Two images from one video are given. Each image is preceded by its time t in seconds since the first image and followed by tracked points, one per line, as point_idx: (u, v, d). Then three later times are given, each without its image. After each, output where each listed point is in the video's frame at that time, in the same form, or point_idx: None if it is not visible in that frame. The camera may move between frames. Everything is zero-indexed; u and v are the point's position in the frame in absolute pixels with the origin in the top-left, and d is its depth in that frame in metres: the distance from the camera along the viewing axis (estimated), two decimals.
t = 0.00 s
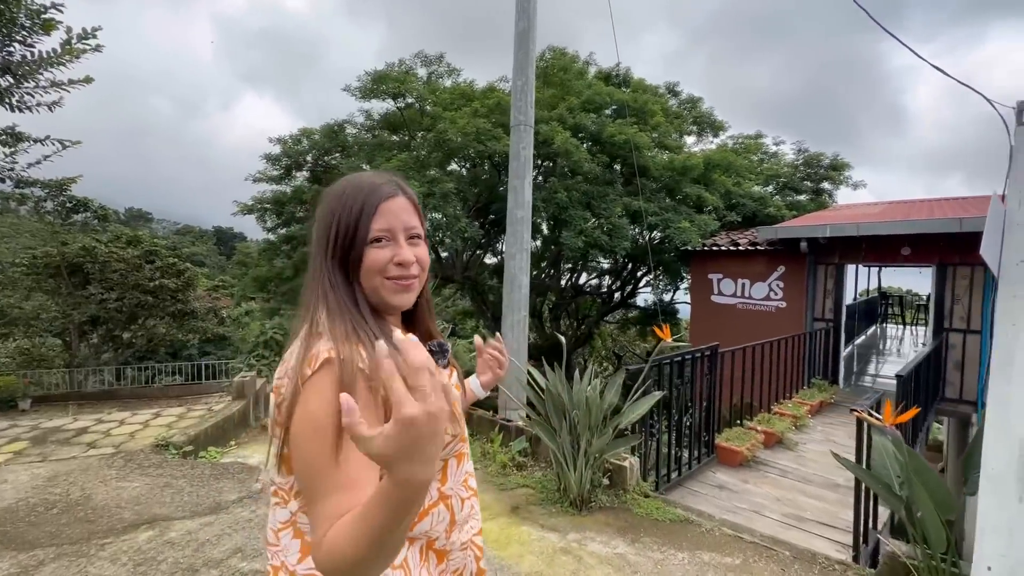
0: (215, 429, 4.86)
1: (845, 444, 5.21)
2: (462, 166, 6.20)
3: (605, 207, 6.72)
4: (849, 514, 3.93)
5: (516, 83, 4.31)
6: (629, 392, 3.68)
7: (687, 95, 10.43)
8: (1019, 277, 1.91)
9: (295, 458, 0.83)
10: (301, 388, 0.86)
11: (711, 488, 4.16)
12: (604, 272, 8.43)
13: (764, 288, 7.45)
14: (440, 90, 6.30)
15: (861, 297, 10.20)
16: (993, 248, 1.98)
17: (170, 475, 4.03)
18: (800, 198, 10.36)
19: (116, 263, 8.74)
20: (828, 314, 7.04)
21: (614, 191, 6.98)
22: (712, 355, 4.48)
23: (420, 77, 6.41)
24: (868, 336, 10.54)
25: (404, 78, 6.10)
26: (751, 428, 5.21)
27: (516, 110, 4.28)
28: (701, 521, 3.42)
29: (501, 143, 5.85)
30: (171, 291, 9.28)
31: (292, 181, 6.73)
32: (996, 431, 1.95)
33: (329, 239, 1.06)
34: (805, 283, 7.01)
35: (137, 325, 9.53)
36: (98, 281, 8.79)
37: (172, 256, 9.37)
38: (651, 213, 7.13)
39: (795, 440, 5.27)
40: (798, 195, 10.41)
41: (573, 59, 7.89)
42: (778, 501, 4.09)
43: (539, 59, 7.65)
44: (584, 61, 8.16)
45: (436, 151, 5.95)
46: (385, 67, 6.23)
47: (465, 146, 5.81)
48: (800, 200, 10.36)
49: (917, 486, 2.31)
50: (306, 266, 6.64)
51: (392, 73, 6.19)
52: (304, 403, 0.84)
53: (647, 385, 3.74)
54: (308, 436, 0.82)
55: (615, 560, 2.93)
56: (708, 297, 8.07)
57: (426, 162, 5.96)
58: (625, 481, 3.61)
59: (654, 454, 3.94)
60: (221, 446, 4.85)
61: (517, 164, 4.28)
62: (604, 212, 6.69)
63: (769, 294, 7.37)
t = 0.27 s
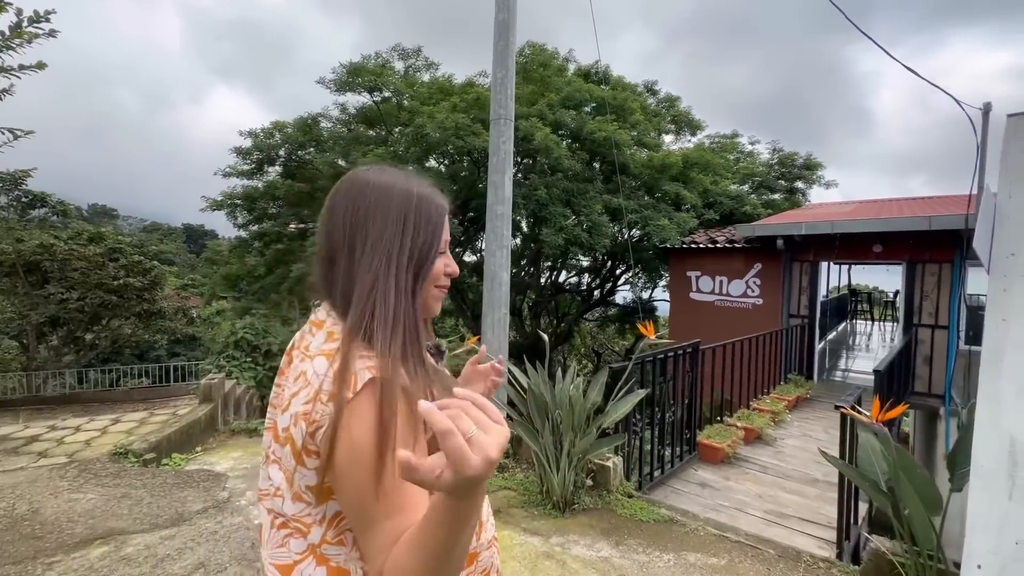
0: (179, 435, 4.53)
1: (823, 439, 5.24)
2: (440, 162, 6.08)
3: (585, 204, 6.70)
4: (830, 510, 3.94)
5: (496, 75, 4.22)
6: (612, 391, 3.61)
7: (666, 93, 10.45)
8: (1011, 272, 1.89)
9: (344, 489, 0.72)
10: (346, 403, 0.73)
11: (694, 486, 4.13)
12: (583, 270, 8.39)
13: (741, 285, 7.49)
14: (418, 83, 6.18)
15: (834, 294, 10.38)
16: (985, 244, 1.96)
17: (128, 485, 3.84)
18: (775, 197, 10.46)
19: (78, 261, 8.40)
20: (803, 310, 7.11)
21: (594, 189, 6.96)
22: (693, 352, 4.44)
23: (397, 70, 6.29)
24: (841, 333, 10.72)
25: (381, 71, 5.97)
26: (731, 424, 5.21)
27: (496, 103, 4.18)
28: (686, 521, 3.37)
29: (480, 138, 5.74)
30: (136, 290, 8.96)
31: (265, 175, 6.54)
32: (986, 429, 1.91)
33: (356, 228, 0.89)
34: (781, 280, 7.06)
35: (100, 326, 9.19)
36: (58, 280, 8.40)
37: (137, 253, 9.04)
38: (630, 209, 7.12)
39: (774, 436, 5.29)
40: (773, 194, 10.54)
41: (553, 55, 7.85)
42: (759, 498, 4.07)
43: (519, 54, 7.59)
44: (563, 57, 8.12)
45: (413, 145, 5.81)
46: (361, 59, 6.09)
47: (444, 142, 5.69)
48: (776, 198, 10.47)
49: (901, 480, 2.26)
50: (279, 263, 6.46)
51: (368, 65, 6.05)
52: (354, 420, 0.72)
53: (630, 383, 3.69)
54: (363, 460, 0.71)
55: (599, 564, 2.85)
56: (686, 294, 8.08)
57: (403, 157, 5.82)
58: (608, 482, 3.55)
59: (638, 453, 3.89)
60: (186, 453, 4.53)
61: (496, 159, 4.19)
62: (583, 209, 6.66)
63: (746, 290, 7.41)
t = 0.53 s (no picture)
0: (133, 446, 3.96)
1: (798, 436, 5.27)
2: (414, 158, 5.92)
3: (561, 202, 6.66)
4: (807, 507, 3.94)
5: (470, 67, 4.10)
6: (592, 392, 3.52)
7: (640, 92, 10.46)
8: (1006, 266, 1.87)
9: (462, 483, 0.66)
10: (432, 401, 0.66)
11: (673, 486, 4.07)
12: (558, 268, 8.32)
13: (715, 283, 7.51)
14: (391, 77, 6.02)
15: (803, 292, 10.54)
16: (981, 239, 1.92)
17: (70, 502, 3.29)
18: (746, 196, 10.55)
19: (27, 259, 7.97)
20: (775, 307, 7.16)
21: (571, 187, 6.97)
22: (671, 350, 4.40)
23: (369, 63, 6.12)
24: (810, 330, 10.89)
25: (352, 63, 5.80)
26: (708, 422, 5.19)
27: (472, 96, 4.05)
28: (668, 524, 3.30)
29: (454, 134, 5.60)
30: (91, 290, 8.55)
31: (228, 170, 6.28)
32: (978, 426, 1.95)
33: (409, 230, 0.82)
34: (753, 277, 7.11)
35: (52, 327, 8.74)
36: (5, 279, 7.97)
37: (93, 252, 8.63)
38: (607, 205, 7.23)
39: (750, 433, 5.29)
40: (745, 193, 10.65)
41: (527, 51, 7.77)
42: (738, 496, 4.04)
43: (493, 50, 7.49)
44: (538, 54, 8.05)
45: (386, 140, 5.65)
46: (331, 51, 5.91)
47: (418, 138, 5.54)
48: (747, 198, 10.57)
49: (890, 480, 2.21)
50: (244, 262, 6.23)
51: (338, 57, 5.88)
52: (441, 418, 0.66)
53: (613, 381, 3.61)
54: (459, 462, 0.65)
55: (582, 572, 2.75)
56: (661, 292, 8.07)
57: (376, 152, 5.64)
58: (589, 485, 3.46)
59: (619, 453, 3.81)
60: (138, 464, 3.99)
61: (472, 154, 4.04)
62: (560, 207, 6.59)
63: (720, 288, 7.44)
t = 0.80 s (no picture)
0: (65, 462, 3.51)
1: (765, 432, 5.31)
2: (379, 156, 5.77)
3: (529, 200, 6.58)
4: (778, 503, 3.94)
5: (438, 59, 3.95)
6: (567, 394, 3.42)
7: (607, 93, 10.49)
8: (987, 261, 1.64)
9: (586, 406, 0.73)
10: (531, 360, 0.74)
11: (647, 486, 4.01)
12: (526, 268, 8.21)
13: (682, 282, 7.55)
14: (354, 70, 5.82)
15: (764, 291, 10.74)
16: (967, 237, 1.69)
17: None
18: (710, 197, 10.70)
19: None
20: (739, 305, 7.22)
21: (538, 186, 6.90)
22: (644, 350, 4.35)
23: (331, 55, 5.91)
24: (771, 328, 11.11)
25: (313, 55, 5.58)
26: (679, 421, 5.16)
27: (440, 88, 3.88)
28: (645, 527, 3.22)
29: (421, 130, 5.42)
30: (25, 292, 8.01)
31: (179, 165, 5.96)
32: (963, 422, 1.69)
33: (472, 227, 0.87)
34: (719, 274, 7.17)
35: None
36: None
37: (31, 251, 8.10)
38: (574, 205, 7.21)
39: (719, 431, 5.29)
40: (709, 194, 10.80)
41: (495, 48, 7.68)
42: (712, 495, 4.00)
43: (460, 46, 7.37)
44: (506, 51, 7.96)
45: (348, 134, 5.45)
46: (290, 41, 5.68)
47: (382, 133, 5.37)
48: (711, 198, 10.72)
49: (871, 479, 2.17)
50: (197, 262, 5.92)
51: (298, 48, 5.65)
52: (540, 372, 0.73)
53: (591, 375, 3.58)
54: (564, 402, 0.73)
55: None
56: (630, 291, 8.06)
57: (338, 147, 5.43)
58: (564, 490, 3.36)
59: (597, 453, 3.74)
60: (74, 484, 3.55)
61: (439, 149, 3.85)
62: (528, 206, 6.50)
63: (686, 287, 7.48)
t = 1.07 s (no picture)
0: None
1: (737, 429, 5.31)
2: (341, 152, 5.77)
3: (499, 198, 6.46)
4: (754, 499, 3.90)
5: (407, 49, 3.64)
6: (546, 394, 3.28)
7: (574, 92, 10.49)
8: (978, 256, 1.71)
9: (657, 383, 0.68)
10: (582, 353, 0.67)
11: (625, 487, 3.92)
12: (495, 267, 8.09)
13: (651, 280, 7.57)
14: (316, 61, 5.60)
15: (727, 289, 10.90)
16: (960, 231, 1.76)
17: None
18: (675, 197, 10.81)
19: None
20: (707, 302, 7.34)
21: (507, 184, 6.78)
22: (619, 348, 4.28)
23: (291, 45, 5.68)
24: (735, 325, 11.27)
25: (272, 45, 5.35)
26: (653, 419, 5.12)
27: (408, 80, 3.63)
28: (628, 531, 3.12)
29: (388, 124, 5.32)
30: None
31: (125, 158, 5.61)
32: (955, 418, 1.78)
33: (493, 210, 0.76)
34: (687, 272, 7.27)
35: None
36: None
37: None
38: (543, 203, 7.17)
39: (692, 428, 5.28)
40: (674, 194, 10.90)
41: (462, 43, 7.55)
42: (690, 493, 3.95)
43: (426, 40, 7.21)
44: (473, 47, 7.84)
45: (310, 127, 5.24)
46: (246, 29, 5.42)
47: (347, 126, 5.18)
48: (676, 198, 10.83)
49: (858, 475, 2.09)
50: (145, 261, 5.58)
51: (255, 37, 5.40)
52: (603, 364, 0.67)
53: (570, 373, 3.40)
54: (631, 388, 0.68)
55: None
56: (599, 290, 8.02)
57: (298, 141, 5.19)
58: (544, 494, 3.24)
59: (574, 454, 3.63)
60: None
61: (410, 143, 3.62)
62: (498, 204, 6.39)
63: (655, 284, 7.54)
